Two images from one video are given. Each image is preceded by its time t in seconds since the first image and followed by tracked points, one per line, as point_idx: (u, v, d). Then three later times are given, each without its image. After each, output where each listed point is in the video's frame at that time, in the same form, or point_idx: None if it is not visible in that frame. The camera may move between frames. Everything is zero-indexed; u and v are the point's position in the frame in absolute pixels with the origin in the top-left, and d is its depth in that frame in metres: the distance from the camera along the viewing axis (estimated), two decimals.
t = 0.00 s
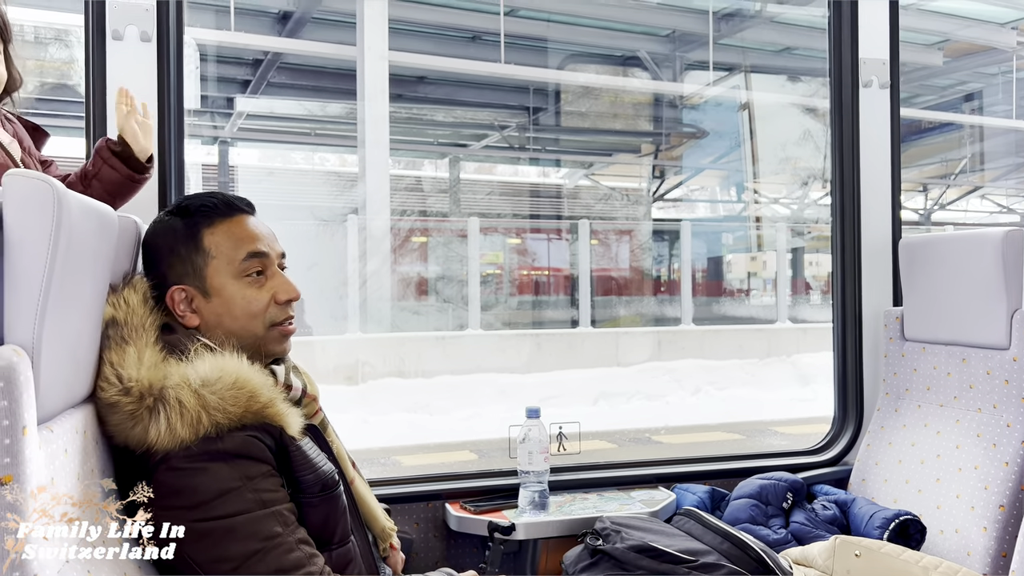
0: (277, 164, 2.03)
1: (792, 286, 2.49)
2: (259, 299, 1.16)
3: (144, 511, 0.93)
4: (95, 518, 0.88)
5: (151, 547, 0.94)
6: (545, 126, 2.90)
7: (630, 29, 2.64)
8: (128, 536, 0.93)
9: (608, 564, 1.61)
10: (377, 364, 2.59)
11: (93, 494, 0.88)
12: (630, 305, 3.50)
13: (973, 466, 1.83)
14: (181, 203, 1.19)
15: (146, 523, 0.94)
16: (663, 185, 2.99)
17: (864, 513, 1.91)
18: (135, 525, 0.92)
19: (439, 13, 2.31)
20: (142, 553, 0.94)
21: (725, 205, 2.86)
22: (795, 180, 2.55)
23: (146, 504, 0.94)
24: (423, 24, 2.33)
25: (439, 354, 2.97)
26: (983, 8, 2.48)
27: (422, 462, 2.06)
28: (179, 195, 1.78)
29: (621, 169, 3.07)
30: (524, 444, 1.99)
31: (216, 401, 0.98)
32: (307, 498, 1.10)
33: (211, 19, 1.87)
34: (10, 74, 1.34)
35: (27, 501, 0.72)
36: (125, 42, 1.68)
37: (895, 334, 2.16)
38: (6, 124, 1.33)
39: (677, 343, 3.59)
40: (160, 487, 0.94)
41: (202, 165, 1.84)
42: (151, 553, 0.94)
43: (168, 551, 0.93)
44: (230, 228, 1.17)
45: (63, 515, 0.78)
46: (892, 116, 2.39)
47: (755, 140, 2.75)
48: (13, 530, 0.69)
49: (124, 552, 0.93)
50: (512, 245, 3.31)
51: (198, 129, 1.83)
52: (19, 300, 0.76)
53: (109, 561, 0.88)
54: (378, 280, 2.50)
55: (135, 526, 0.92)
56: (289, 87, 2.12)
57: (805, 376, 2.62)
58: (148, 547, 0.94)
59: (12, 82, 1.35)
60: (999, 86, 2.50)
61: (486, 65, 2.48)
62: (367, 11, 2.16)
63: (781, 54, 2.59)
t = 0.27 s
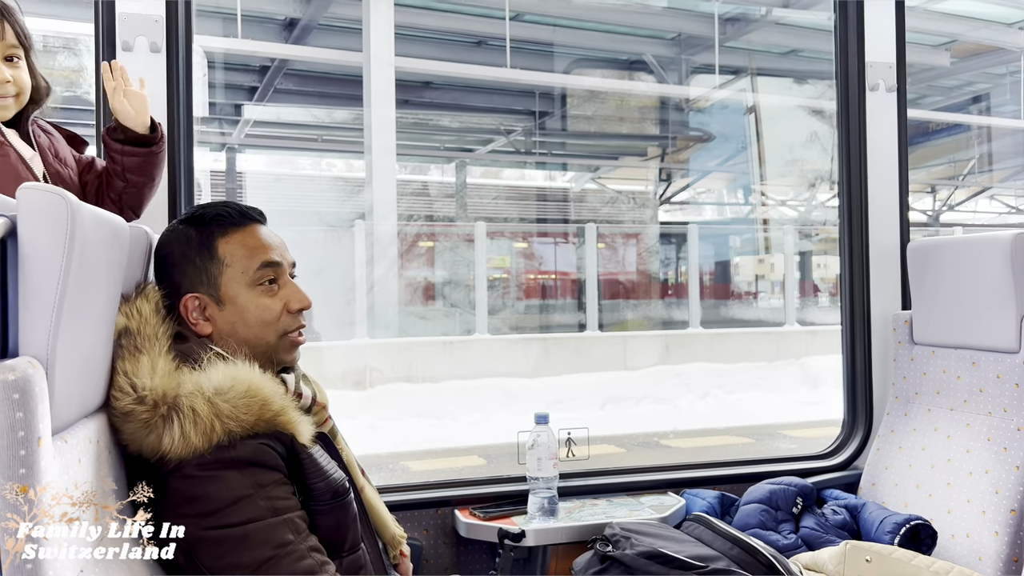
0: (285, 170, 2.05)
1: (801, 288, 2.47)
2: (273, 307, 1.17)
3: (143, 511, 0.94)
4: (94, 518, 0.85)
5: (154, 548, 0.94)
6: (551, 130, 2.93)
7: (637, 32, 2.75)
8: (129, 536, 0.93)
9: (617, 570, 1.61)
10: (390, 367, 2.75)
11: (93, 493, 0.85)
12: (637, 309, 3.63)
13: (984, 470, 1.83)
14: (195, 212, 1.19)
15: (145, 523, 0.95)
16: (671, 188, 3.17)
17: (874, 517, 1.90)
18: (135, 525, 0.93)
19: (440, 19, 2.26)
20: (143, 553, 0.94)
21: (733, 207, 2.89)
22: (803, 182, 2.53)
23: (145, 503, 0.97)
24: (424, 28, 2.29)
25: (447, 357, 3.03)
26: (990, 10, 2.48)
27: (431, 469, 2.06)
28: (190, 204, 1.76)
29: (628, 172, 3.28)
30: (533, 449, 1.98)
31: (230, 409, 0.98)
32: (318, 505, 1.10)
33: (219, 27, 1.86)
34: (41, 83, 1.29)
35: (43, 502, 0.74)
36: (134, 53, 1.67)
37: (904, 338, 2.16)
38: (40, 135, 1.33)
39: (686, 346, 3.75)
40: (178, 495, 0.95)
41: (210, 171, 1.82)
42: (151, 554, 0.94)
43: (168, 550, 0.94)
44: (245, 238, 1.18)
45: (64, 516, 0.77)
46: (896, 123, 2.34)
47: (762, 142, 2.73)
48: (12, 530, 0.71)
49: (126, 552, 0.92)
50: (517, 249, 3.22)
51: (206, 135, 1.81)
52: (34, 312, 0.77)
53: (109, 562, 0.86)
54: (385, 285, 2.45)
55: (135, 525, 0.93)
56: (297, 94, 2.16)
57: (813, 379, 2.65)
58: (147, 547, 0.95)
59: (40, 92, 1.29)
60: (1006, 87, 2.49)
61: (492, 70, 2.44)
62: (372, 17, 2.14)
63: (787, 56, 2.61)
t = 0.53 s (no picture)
0: (291, 176, 2.06)
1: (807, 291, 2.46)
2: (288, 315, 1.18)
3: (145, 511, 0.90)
4: (95, 518, 0.82)
5: (155, 548, 0.93)
6: (557, 134, 2.88)
7: (640, 36, 2.87)
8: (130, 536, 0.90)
9: None
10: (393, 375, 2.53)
11: (94, 493, 0.82)
12: (646, 311, 3.25)
13: (995, 473, 1.82)
14: (210, 219, 1.20)
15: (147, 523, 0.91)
16: (677, 191, 2.93)
17: (885, 521, 1.89)
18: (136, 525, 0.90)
19: (444, 24, 2.33)
20: (143, 552, 0.92)
21: (739, 209, 2.80)
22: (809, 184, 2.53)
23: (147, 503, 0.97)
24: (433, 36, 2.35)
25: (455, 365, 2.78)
26: (997, 11, 2.48)
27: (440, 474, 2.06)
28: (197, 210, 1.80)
29: (634, 176, 3.00)
30: (542, 454, 1.96)
31: (241, 416, 0.99)
32: (329, 511, 1.11)
33: (225, 34, 1.90)
34: (89, 100, 1.32)
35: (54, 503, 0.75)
36: (144, 62, 1.71)
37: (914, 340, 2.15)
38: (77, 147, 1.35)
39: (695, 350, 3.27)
40: (188, 502, 0.95)
41: (218, 177, 1.88)
42: (151, 554, 0.93)
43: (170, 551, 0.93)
44: (261, 246, 1.19)
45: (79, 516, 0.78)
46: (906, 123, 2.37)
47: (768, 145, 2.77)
48: (12, 531, 0.72)
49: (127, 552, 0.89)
50: (524, 252, 3.00)
51: (214, 142, 1.88)
52: (46, 322, 0.78)
53: (110, 562, 0.83)
54: (393, 289, 2.38)
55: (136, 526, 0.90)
56: (303, 100, 2.11)
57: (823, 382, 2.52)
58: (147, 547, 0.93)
59: (86, 107, 1.32)
60: (1014, 87, 2.49)
61: (498, 76, 2.53)
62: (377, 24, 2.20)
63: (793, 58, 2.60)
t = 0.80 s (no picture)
0: (297, 180, 2.06)
1: (815, 292, 2.48)
2: (269, 315, 1.20)
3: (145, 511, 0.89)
4: (95, 518, 0.81)
5: (154, 548, 0.93)
6: (563, 138, 3.00)
7: (645, 38, 2.76)
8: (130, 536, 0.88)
9: None
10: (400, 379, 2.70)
11: (94, 492, 0.81)
12: (651, 314, 3.52)
13: (1005, 475, 1.81)
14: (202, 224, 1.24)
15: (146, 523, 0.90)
16: (682, 194, 3.05)
17: (894, 523, 1.88)
18: (137, 525, 0.89)
19: (449, 28, 2.31)
20: (144, 552, 0.91)
21: (746, 212, 2.77)
22: (815, 185, 2.50)
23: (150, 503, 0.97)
24: (437, 39, 2.34)
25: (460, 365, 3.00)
26: (1002, 10, 2.49)
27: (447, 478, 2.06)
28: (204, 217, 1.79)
29: (639, 178, 3.27)
30: (549, 458, 1.94)
31: (246, 417, 1.00)
32: (334, 513, 1.12)
33: (231, 40, 1.86)
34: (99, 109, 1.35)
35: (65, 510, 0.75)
36: (149, 69, 1.69)
37: (921, 342, 2.14)
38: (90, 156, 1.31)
39: (699, 352, 3.64)
40: (196, 503, 0.96)
41: (223, 184, 1.84)
42: (151, 554, 0.92)
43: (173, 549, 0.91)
44: (242, 246, 1.21)
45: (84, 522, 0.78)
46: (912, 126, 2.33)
47: (774, 145, 2.71)
48: (12, 531, 0.72)
49: (127, 552, 0.88)
50: (529, 255, 3.34)
51: (220, 148, 1.83)
52: (54, 329, 0.78)
53: (108, 562, 0.83)
54: (398, 293, 2.49)
55: (136, 526, 0.89)
56: (308, 105, 2.11)
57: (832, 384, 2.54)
58: (147, 547, 0.93)
59: (102, 119, 1.36)
60: (1021, 87, 2.49)
61: (503, 78, 2.50)
62: (382, 28, 2.21)
63: (797, 60, 2.60)
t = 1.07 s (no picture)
0: (302, 184, 2.05)
1: (819, 293, 2.45)
2: (268, 317, 1.22)
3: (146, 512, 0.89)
4: (95, 518, 0.81)
5: (154, 548, 0.93)
6: (565, 139, 2.97)
7: (648, 41, 2.80)
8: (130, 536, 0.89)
9: None
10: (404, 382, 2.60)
11: (94, 492, 0.81)
12: (656, 315, 3.44)
13: (1011, 475, 1.81)
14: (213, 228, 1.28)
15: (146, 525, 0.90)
16: (687, 196, 3.09)
17: (900, 524, 1.88)
18: (138, 526, 0.89)
19: (450, 31, 2.37)
20: (143, 552, 0.92)
21: (750, 211, 2.84)
22: (821, 186, 2.52)
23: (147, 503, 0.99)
24: (438, 42, 2.38)
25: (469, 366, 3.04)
26: (1005, 8, 2.48)
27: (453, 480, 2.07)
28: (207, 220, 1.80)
29: (644, 180, 3.27)
30: (553, 460, 1.93)
31: (241, 416, 1.01)
32: (333, 515, 1.13)
33: (235, 45, 1.87)
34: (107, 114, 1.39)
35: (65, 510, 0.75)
36: (153, 74, 1.70)
37: (927, 341, 2.13)
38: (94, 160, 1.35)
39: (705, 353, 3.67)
40: (193, 502, 0.97)
41: (228, 187, 1.85)
42: (151, 554, 0.92)
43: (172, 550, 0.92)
44: (248, 249, 1.24)
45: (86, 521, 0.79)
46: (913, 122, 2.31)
47: (778, 147, 2.71)
48: (12, 531, 0.73)
49: (127, 553, 0.88)
50: (535, 257, 3.29)
51: (224, 152, 1.86)
52: (58, 332, 0.79)
53: (108, 561, 0.82)
54: (403, 298, 2.56)
55: (136, 526, 0.89)
56: (313, 109, 2.14)
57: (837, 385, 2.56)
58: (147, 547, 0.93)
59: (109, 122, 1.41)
60: None
61: (507, 81, 2.47)
62: (386, 32, 2.21)
63: (801, 60, 2.58)
